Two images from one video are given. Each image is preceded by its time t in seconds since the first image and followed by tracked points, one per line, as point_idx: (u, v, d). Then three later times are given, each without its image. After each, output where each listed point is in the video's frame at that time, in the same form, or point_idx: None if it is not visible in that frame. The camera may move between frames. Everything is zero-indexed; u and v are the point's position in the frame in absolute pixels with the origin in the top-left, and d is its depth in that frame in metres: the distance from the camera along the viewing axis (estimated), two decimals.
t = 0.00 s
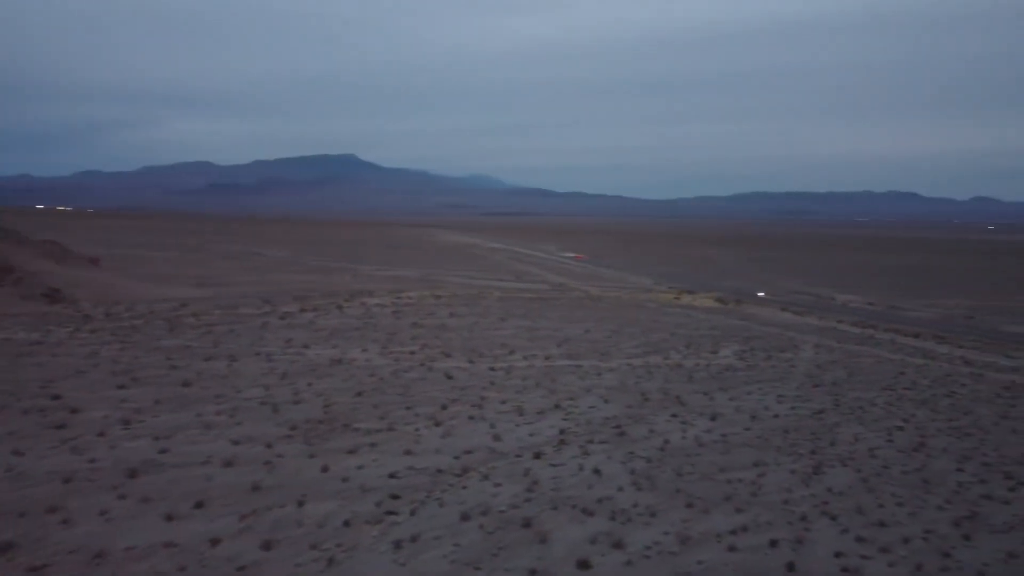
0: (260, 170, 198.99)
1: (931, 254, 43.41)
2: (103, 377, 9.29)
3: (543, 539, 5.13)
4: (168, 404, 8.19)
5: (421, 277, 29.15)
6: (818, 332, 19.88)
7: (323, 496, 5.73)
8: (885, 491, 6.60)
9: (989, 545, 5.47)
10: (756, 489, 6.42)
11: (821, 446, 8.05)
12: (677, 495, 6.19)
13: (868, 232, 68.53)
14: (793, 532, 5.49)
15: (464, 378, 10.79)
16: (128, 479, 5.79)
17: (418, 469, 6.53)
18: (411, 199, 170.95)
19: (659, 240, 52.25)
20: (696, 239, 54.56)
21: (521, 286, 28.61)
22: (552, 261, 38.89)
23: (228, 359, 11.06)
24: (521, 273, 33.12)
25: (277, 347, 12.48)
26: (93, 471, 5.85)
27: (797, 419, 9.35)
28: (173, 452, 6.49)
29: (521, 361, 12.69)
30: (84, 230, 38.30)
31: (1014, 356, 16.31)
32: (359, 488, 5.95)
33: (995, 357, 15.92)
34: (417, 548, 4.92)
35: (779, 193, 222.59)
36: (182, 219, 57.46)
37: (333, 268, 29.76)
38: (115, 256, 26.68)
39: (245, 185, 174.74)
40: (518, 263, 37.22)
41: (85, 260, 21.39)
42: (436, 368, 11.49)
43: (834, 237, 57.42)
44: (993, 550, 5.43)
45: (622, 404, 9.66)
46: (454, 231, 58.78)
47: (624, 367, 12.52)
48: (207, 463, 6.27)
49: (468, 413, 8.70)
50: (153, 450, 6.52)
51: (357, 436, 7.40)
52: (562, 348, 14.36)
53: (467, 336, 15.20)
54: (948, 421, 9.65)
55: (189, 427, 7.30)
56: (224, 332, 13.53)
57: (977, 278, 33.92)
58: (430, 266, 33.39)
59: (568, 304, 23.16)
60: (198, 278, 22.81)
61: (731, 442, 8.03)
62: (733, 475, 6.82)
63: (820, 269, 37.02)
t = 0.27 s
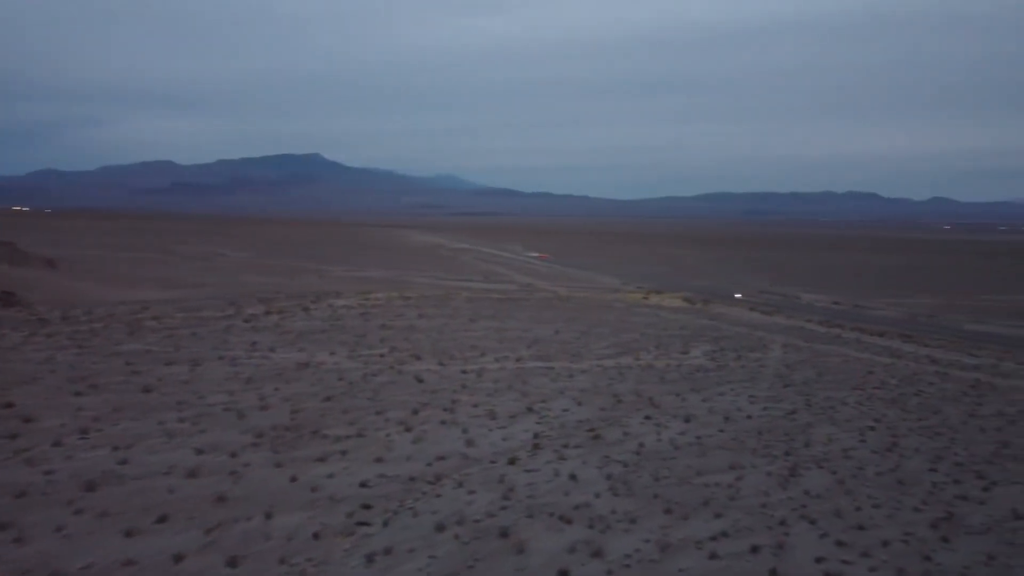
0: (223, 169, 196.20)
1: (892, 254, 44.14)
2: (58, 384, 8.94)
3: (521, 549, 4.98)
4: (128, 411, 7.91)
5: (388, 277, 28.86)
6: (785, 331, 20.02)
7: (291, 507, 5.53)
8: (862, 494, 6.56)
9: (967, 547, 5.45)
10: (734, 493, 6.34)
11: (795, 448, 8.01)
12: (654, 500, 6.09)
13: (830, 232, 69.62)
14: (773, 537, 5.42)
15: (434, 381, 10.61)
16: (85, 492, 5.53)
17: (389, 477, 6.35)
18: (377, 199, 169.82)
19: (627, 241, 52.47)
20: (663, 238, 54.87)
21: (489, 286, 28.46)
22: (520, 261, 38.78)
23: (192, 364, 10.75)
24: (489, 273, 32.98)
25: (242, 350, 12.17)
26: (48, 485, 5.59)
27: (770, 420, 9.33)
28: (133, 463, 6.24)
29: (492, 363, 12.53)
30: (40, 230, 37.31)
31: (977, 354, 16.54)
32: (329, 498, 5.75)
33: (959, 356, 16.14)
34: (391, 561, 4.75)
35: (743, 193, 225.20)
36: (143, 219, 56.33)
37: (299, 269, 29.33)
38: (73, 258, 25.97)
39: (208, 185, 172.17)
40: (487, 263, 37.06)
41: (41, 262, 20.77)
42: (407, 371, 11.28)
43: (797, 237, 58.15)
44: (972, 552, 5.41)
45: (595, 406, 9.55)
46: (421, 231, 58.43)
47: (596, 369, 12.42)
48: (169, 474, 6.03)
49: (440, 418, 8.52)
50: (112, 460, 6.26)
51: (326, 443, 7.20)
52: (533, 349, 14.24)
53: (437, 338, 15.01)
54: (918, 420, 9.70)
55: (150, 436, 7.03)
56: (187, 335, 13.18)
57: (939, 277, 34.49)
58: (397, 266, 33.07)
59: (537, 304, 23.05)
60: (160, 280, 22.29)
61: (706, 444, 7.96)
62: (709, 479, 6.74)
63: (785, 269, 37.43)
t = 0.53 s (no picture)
0: (174, 168, 192.13)
1: (844, 253, 44.96)
2: None
3: (492, 564, 4.80)
4: (73, 422, 7.52)
5: (346, 278, 28.39)
6: (746, 330, 20.12)
7: (249, 523, 5.27)
8: (833, 496, 6.52)
9: (940, 549, 5.42)
10: (706, 498, 6.24)
11: (763, 449, 7.96)
12: (627, 507, 5.95)
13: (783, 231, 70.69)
14: (748, 544, 5.32)
15: (396, 385, 10.35)
16: (26, 512, 5.20)
17: (352, 488, 6.10)
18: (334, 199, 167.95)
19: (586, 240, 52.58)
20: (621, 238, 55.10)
21: (449, 286, 28.19)
22: (479, 261, 38.55)
23: (142, 370, 10.33)
24: (448, 273, 32.69)
25: (195, 355, 11.75)
26: None
27: (737, 421, 9.28)
28: (79, 478, 5.90)
29: (455, 365, 12.31)
30: None
31: (932, 351, 16.80)
32: (289, 512, 5.50)
33: (915, 354, 16.38)
34: None
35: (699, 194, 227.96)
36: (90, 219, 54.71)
37: (254, 270, 28.69)
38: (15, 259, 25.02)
39: (158, 185, 168.45)
40: (446, 263, 36.75)
41: None
42: (367, 376, 11.00)
43: (753, 236, 58.95)
44: (945, 554, 5.37)
45: (561, 409, 9.40)
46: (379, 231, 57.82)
47: (560, 371, 12.28)
48: (118, 489, 5.71)
49: (403, 424, 8.28)
50: (56, 476, 5.91)
51: (286, 453, 6.92)
52: (495, 351, 14.04)
53: (397, 341, 14.72)
54: (881, 419, 9.75)
55: (97, 449, 6.67)
56: (137, 340, 12.70)
57: (891, 275, 35.15)
58: (355, 267, 32.58)
59: (499, 305, 22.85)
60: (108, 282, 21.56)
61: (674, 447, 7.86)
62: (681, 484, 6.62)
63: (742, 268, 37.82)
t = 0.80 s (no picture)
0: (134, 167, 188.57)
1: (809, 253, 45.53)
2: None
3: None
4: (28, 432, 7.22)
5: (312, 279, 27.98)
6: (714, 330, 20.19)
7: (216, 538, 5.07)
8: (810, 498, 6.47)
9: (919, 552, 5.39)
10: (684, 503, 6.15)
11: (738, 451, 7.91)
12: (605, 512, 5.85)
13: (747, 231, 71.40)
14: (729, 550, 5.25)
15: (365, 389, 10.15)
16: None
17: (323, 498, 5.92)
18: (298, 198, 166.15)
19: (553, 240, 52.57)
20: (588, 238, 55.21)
21: (417, 287, 27.92)
22: (447, 262, 38.30)
23: (102, 376, 9.99)
24: (415, 274, 32.39)
25: (157, 360, 11.42)
26: None
27: (710, 422, 9.24)
28: (34, 492, 5.64)
29: (425, 368, 12.13)
30: None
31: (898, 350, 17.00)
32: (257, 525, 5.31)
33: (881, 352, 16.55)
34: None
35: (664, 194, 229.75)
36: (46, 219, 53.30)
37: (217, 271, 28.15)
38: None
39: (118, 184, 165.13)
40: (413, 264, 36.46)
41: None
42: (335, 380, 10.77)
43: (718, 236, 59.48)
44: (925, 557, 5.34)
45: (534, 412, 9.28)
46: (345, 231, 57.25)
47: (532, 372, 12.16)
48: (76, 503, 5.47)
49: (373, 430, 8.09)
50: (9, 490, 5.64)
51: (253, 461, 6.71)
52: (465, 353, 13.89)
53: (366, 343, 14.49)
54: (852, 419, 9.78)
55: (53, 460, 6.40)
56: (95, 344, 12.31)
57: (854, 275, 35.65)
58: (321, 268, 32.15)
59: (468, 306, 22.69)
60: (65, 284, 20.95)
61: (651, 450, 7.79)
62: (659, 488, 6.54)
63: (709, 267, 38.07)
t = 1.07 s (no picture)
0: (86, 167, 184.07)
1: (769, 252, 46.04)
2: None
3: None
4: None
5: (272, 281, 27.45)
6: (679, 330, 20.21)
7: (174, 556, 4.82)
8: (785, 502, 6.41)
9: (897, 555, 5.35)
10: (660, 509, 6.03)
11: (711, 454, 7.83)
12: (581, 520, 5.71)
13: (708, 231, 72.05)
14: (708, 558, 5.15)
15: (330, 395, 9.89)
16: None
17: (288, 510, 5.69)
18: (257, 199, 163.71)
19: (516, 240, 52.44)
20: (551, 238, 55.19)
21: (380, 288, 27.56)
22: (410, 262, 37.93)
23: (52, 384, 9.58)
24: (378, 275, 31.98)
25: (111, 366, 11.01)
26: None
27: (681, 424, 9.16)
28: None
29: (391, 372, 11.89)
30: None
31: (860, 349, 17.18)
32: (218, 541, 5.07)
33: (844, 351, 16.68)
34: None
35: (625, 194, 231.27)
36: None
37: (173, 273, 27.46)
38: None
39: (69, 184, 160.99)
40: (375, 265, 36.03)
41: None
42: (298, 385, 10.48)
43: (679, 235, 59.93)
44: (903, 561, 5.29)
45: (503, 416, 9.11)
46: (305, 232, 56.48)
47: (499, 375, 11.99)
48: (24, 522, 5.18)
49: (339, 437, 7.85)
50: None
51: (213, 472, 6.45)
52: (431, 356, 13.66)
53: (329, 346, 14.18)
54: (820, 419, 9.79)
55: None
56: (45, 350, 11.83)
57: (813, 274, 36.12)
58: (281, 269, 31.58)
59: (432, 307, 22.43)
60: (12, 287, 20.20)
61: (623, 454, 7.67)
62: (634, 494, 6.42)
63: (672, 267, 38.25)
